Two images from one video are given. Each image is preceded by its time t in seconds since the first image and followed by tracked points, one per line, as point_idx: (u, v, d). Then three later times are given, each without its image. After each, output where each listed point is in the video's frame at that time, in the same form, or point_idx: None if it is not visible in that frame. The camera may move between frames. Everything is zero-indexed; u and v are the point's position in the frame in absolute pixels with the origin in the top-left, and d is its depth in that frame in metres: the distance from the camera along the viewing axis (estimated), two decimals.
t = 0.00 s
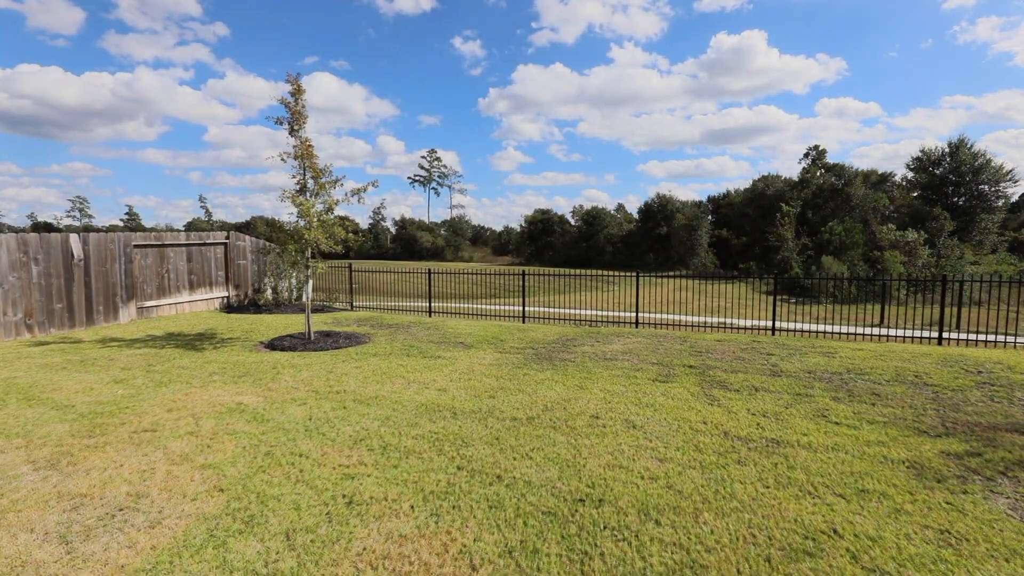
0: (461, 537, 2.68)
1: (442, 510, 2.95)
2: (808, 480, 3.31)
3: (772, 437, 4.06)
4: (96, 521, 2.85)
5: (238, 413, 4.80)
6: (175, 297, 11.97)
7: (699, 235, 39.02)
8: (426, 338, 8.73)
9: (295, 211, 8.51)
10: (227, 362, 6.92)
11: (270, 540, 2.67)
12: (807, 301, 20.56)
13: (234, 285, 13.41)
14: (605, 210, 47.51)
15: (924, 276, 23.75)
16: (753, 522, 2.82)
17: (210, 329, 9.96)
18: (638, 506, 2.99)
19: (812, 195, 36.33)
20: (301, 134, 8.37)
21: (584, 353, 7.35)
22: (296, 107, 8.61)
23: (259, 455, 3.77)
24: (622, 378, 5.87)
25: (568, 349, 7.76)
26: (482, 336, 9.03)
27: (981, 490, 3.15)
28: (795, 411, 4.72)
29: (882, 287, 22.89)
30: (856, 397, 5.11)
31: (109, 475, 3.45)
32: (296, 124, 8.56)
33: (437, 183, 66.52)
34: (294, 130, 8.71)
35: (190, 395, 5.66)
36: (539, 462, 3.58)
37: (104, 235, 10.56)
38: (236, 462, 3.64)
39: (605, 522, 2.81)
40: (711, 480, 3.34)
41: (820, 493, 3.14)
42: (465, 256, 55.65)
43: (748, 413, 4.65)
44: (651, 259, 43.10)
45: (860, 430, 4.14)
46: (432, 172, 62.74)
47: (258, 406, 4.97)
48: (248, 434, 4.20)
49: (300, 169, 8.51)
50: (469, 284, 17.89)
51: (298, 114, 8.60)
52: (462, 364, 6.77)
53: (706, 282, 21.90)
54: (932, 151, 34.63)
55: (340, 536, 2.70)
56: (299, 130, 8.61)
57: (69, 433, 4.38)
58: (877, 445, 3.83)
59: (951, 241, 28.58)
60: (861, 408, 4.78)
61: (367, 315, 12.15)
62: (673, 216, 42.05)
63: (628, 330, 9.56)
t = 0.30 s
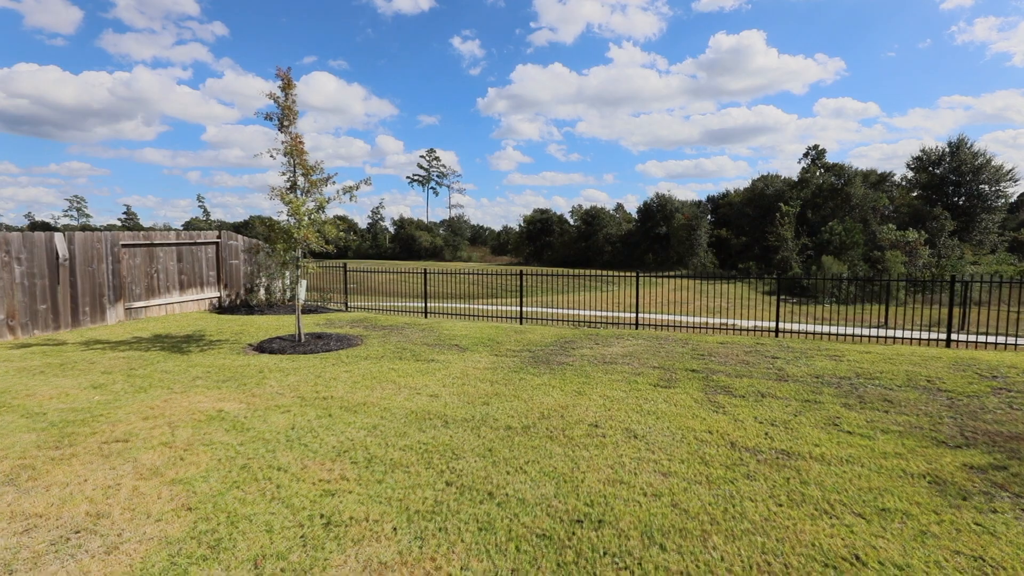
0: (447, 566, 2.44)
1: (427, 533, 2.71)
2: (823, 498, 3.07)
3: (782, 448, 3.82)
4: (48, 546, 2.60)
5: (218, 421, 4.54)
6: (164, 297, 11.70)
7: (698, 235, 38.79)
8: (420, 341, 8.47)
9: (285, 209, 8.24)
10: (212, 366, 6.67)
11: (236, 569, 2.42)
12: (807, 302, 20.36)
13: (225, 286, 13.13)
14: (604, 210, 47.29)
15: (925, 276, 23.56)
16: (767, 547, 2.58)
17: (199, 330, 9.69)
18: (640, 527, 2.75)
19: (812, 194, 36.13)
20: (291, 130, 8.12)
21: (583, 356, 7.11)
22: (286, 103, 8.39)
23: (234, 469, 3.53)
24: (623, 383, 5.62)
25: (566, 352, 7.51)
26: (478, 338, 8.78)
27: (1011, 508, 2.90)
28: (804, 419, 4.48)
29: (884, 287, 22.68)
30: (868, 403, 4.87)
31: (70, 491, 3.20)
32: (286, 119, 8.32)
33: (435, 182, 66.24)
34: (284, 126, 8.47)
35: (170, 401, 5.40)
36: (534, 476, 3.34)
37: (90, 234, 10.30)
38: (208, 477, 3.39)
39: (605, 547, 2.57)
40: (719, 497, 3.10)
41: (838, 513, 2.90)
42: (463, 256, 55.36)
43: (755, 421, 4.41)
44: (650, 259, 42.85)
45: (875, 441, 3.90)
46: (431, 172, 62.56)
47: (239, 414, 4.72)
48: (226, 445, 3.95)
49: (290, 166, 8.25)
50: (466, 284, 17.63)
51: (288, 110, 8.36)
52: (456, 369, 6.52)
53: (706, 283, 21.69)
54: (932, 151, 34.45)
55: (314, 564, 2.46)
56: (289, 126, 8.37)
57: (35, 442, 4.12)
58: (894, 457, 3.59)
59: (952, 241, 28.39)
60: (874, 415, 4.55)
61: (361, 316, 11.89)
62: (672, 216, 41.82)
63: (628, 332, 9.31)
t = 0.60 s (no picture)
0: None
1: (409, 563, 2.46)
2: (843, 520, 2.82)
3: (795, 463, 3.58)
4: None
5: (195, 431, 4.28)
6: (153, 298, 11.42)
7: (698, 234, 38.54)
8: (414, 344, 8.21)
9: (273, 207, 7.96)
10: (196, 371, 6.41)
11: None
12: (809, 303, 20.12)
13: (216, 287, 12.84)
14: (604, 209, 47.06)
15: (927, 276, 23.35)
16: None
17: (187, 333, 9.43)
18: (643, 556, 2.51)
19: (812, 194, 35.88)
20: (280, 127, 7.77)
21: (582, 360, 6.84)
22: (274, 98, 7.97)
23: (205, 486, 3.27)
24: (624, 390, 5.36)
25: (564, 356, 7.25)
26: (473, 341, 8.52)
27: None
28: (815, 429, 4.23)
29: (885, 288, 22.44)
30: (881, 412, 4.62)
31: (23, 512, 2.94)
32: (275, 115, 7.93)
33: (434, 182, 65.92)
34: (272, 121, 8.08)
35: (148, 408, 5.14)
36: (529, 496, 3.09)
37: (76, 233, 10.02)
38: (176, 496, 3.14)
39: None
40: (729, 519, 2.86)
41: (860, 537, 2.66)
42: (462, 255, 55.07)
43: (764, 432, 4.17)
44: (650, 259, 42.59)
45: (894, 454, 3.66)
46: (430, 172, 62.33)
47: (218, 424, 4.46)
48: (200, 459, 3.69)
49: (279, 163, 7.98)
50: (463, 285, 17.35)
51: (277, 105, 7.95)
52: (450, 374, 6.26)
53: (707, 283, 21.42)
54: (933, 150, 34.23)
55: None
56: (278, 122, 8.02)
57: None
58: (916, 473, 3.34)
59: (953, 241, 28.17)
60: (889, 425, 4.29)
61: (354, 318, 11.62)
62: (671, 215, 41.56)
63: (628, 334, 9.05)
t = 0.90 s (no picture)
0: None
1: None
2: (862, 541, 2.58)
3: (806, 475, 3.34)
4: None
5: (168, 441, 4.03)
6: (141, 299, 11.16)
7: (697, 234, 38.30)
8: (407, 346, 7.96)
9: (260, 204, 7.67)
10: (178, 375, 6.15)
11: None
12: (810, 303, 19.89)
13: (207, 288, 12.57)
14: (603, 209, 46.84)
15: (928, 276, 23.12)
16: None
17: (174, 334, 9.17)
18: None
19: (812, 193, 35.66)
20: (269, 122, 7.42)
21: (580, 363, 6.59)
22: (264, 91, 7.54)
23: (170, 503, 3.02)
24: (624, 395, 5.12)
25: (562, 358, 7.00)
26: (468, 342, 8.28)
27: None
28: (826, 437, 3.99)
29: (886, 288, 22.24)
30: (893, 418, 4.39)
31: None
32: (264, 110, 7.56)
33: (432, 181, 65.57)
34: (261, 115, 7.70)
35: (123, 414, 4.87)
36: (520, 514, 2.85)
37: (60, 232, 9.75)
38: (137, 515, 2.88)
39: None
40: (738, 541, 2.62)
41: (883, 562, 2.42)
42: (461, 256, 54.80)
43: (772, 441, 3.93)
44: (649, 259, 42.36)
45: (911, 465, 3.42)
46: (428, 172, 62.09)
47: (193, 432, 4.21)
48: (167, 471, 3.43)
49: (267, 159, 7.71)
50: (460, 285, 17.10)
51: (266, 99, 7.54)
52: (442, 377, 6.01)
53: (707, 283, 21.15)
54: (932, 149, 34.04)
55: None
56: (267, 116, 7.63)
57: None
58: (939, 487, 3.10)
59: (954, 241, 27.98)
60: (903, 433, 4.05)
61: (347, 319, 11.36)
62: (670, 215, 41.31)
63: (628, 335, 8.80)
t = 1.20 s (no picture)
0: None
1: None
2: (888, 566, 2.33)
3: (820, 488, 3.07)
4: None
5: (135, 449, 3.75)
6: (129, 298, 10.89)
7: (698, 233, 38.03)
8: (398, 347, 7.69)
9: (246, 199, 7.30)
10: (157, 378, 5.87)
11: None
12: (812, 302, 19.65)
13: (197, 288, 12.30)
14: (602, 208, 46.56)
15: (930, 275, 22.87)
16: None
17: (159, 335, 8.89)
18: None
19: (812, 192, 35.39)
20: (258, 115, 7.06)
21: (577, 365, 6.32)
22: (252, 83, 7.14)
23: (125, 521, 2.74)
24: (623, 399, 4.85)
25: (559, 359, 6.73)
26: (461, 343, 8.00)
27: None
28: (840, 445, 3.73)
29: (888, 287, 22.00)
30: (910, 423, 4.12)
31: None
32: (252, 103, 7.17)
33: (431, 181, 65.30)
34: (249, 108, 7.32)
35: (93, 419, 4.60)
36: (509, 534, 2.59)
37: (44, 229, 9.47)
38: (86, 534, 2.61)
39: None
40: (749, 565, 2.36)
41: None
42: (460, 255, 54.53)
43: (782, 449, 3.67)
44: (649, 258, 42.11)
45: (933, 477, 3.16)
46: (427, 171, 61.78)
47: (163, 440, 3.93)
48: (127, 484, 3.17)
49: (255, 153, 7.37)
50: (457, 284, 16.83)
51: (255, 91, 7.14)
52: (433, 379, 5.74)
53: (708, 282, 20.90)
54: (933, 147, 33.79)
55: None
56: (256, 109, 7.22)
57: None
58: (968, 503, 2.84)
59: (956, 240, 27.71)
60: (922, 440, 3.79)
61: (340, 319, 11.09)
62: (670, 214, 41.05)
63: (627, 335, 8.53)
